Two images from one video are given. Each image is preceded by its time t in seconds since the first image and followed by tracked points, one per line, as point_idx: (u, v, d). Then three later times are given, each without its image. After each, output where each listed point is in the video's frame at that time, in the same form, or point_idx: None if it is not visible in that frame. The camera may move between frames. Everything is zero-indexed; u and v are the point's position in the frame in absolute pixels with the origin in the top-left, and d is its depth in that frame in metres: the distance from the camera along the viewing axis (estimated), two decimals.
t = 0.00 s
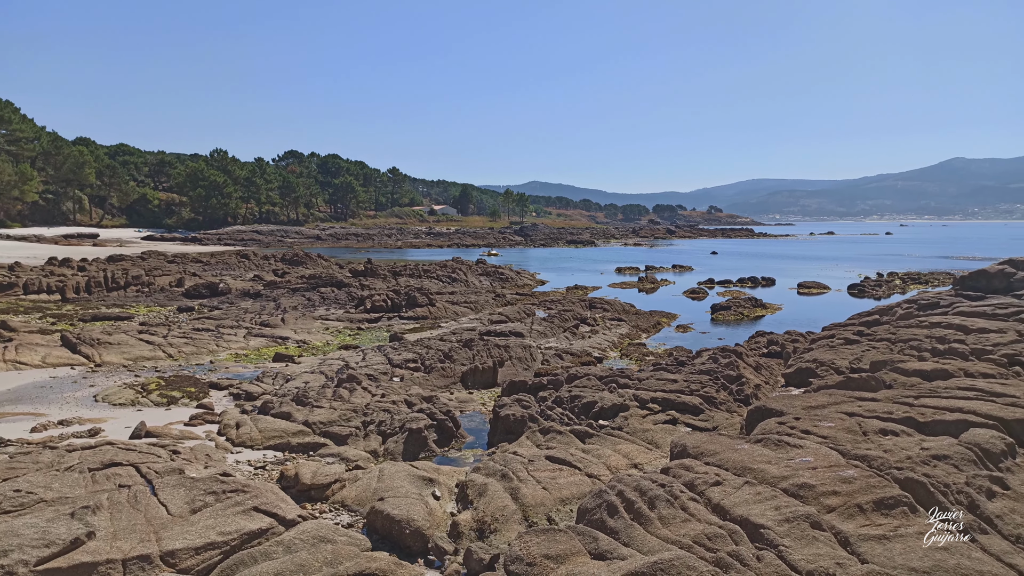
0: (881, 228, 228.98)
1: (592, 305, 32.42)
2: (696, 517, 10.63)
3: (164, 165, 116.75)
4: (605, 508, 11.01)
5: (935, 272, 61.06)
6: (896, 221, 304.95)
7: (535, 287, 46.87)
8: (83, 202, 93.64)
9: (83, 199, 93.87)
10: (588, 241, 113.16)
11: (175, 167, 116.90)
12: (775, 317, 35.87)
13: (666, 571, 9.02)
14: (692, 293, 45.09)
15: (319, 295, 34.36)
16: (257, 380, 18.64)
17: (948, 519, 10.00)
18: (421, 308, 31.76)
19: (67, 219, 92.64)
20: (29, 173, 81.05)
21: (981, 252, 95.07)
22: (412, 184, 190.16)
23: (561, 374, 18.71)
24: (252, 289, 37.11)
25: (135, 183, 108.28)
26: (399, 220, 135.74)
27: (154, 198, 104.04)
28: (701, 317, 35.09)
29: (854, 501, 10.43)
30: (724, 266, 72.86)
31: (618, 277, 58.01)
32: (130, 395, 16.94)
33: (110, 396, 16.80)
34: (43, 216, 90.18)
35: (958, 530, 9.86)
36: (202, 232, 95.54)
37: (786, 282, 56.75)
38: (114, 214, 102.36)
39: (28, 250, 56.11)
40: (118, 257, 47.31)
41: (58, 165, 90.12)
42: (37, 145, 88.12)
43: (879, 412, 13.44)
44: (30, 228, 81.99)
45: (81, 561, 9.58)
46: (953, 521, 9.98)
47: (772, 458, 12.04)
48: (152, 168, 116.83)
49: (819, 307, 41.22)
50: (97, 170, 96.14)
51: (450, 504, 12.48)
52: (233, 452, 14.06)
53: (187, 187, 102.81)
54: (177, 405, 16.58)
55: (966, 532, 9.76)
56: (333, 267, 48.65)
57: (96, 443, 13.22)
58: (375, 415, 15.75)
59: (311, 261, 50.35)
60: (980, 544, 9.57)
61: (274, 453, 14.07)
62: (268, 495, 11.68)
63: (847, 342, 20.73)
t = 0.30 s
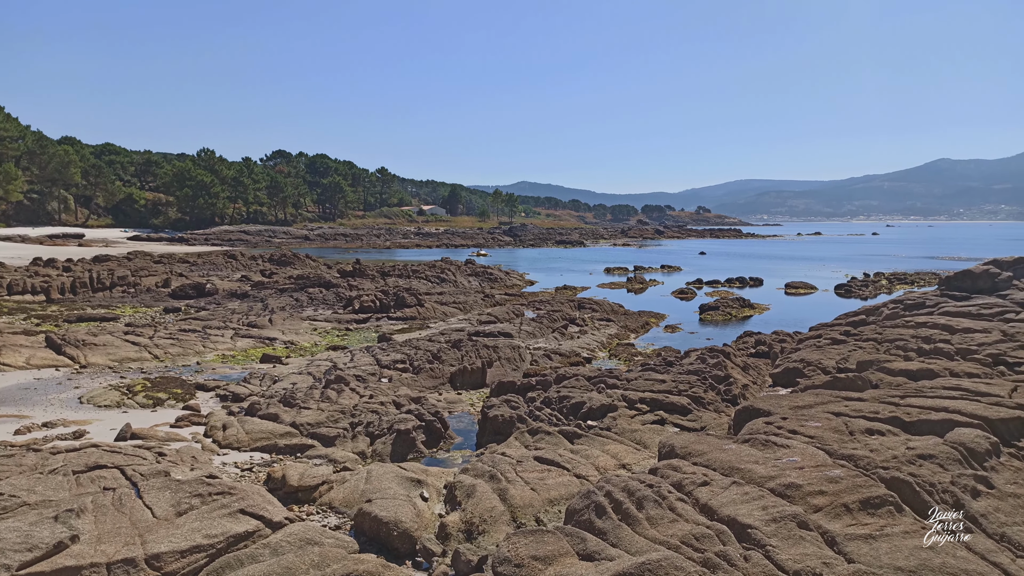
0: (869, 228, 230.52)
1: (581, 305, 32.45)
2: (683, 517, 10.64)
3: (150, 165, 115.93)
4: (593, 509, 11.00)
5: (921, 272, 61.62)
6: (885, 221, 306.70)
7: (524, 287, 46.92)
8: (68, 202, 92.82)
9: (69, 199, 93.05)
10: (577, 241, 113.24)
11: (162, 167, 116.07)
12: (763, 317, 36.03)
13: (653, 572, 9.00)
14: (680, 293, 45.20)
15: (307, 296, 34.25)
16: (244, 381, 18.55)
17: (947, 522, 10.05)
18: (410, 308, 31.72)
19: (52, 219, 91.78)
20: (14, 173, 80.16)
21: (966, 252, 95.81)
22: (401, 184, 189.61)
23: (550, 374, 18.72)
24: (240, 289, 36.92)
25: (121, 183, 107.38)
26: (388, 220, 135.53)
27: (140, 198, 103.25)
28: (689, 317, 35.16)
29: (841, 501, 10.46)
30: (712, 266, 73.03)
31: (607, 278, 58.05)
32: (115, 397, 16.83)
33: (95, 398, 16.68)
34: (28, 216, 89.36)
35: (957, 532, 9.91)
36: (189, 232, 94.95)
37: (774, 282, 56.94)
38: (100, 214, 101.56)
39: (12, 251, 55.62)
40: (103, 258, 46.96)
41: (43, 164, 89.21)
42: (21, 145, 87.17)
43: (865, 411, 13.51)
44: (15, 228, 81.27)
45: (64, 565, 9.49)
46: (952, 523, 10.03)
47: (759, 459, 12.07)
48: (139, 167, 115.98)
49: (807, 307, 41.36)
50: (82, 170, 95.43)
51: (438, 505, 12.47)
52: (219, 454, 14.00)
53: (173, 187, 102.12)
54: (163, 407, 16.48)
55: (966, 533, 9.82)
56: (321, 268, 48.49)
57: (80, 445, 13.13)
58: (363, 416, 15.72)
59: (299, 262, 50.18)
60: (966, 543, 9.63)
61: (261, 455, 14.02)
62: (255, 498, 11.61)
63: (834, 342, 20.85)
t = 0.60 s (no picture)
0: (861, 228, 231.41)
1: (574, 305, 32.44)
2: (676, 518, 10.64)
3: (141, 164, 115.45)
4: (586, 510, 10.99)
5: (912, 272, 61.95)
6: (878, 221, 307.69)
7: (517, 287, 46.96)
8: (59, 202, 92.36)
9: (60, 198, 92.61)
10: (570, 241, 113.28)
11: (153, 167, 115.59)
12: (755, 317, 36.15)
13: (645, 572, 8.99)
14: (673, 293, 45.26)
15: (300, 296, 34.17)
16: (236, 382, 18.50)
17: (947, 521, 10.09)
18: (403, 309, 31.68)
19: (43, 219, 91.30)
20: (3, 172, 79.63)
21: (957, 252, 96.22)
22: (394, 183, 189.25)
23: (543, 374, 18.73)
24: (231, 289, 36.80)
25: (112, 182, 106.87)
26: (381, 220, 135.35)
27: (132, 198, 102.76)
28: (682, 317, 35.21)
29: (833, 501, 10.48)
30: (705, 266, 73.16)
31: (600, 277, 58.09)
32: (106, 398, 16.76)
33: (85, 399, 16.61)
34: (17, 216, 88.87)
35: (957, 532, 9.94)
36: (180, 232, 94.56)
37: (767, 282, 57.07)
38: (91, 214, 101.12)
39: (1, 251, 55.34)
40: (94, 258, 46.76)
41: (34, 164, 88.66)
42: (11, 144, 86.59)
43: (857, 411, 13.54)
44: (5, 228, 80.81)
45: (53, 567, 9.42)
46: (952, 523, 10.06)
47: (752, 459, 12.08)
48: (130, 167, 115.48)
49: (799, 307, 41.46)
50: (73, 170, 94.97)
51: (431, 506, 12.46)
52: (211, 455, 13.96)
53: (165, 186, 101.69)
54: (154, 408, 16.42)
55: (966, 532, 9.85)
56: (313, 268, 48.37)
57: (71, 447, 13.07)
58: (355, 417, 15.69)
59: (291, 262, 50.07)
60: (958, 542, 9.66)
61: (252, 456, 13.99)
62: (247, 499, 11.57)
63: (826, 342, 20.90)
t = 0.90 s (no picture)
0: (856, 230, 231.87)
1: (570, 306, 32.47)
2: (672, 519, 10.63)
3: (137, 165, 115.35)
4: (582, 511, 10.99)
5: (908, 274, 62.12)
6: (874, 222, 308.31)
7: (514, 288, 47.01)
8: (54, 202, 92.21)
9: (55, 199, 92.50)
10: (566, 243, 113.31)
11: (149, 167, 115.47)
12: (751, 319, 36.27)
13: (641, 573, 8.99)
14: (669, 295, 45.33)
15: (296, 297, 34.16)
16: (232, 383, 18.48)
17: (948, 521, 10.14)
18: (399, 309, 31.70)
19: (38, 220, 91.16)
20: None
21: (954, 254, 96.62)
22: (390, 184, 189.23)
23: (539, 375, 18.74)
24: (227, 290, 36.77)
25: (108, 183, 106.75)
26: (377, 221, 135.32)
27: (127, 198, 102.66)
28: (678, 319, 35.28)
29: (829, 502, 10.48)
30: (702, 268, 73.25)
31: (596, 279, 58.14)
32: (101, 399, 16.74)
33: (80, 400, 16.60)
34: (12, 217, 88.78)
35: (957, 531, 10.00)
36: (176, 233, 94.47)
37: (763, 283, 57.13)
38: (86, 215, 101.07)
39: None
40: (89, 258, 46.79)
41: (29, 164, 88.52)
42: (6, 145, 86.38)
43: (852, 413, 13.55)
44: None
45: (48, 570, 9.38)
46: (952, 523, 10.11)
47: (748, 460, 12.09)
48: (125, 168, 115.35)
49: (795, 308, 41.53)
50: (68, 170, 94.85)
51: (427, 507, 12.46)
52: (206, 456, 13.96)
53: (160, 187, 101.63)
54: (150, 408, 16.40)
55: (966, 532, 9.90)
56: (309, 269, 48.33)
57: (66, 448, 13.07)
58: (352, 418, 15.69)
59: (288, 263, 50.05)
60: (950, 542, 9.70)
61: (248, 457, 13.99)
62: (242, 501, 11.55)
63: (822, 343, 20.92)
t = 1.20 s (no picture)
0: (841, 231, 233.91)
1: (556, 307, 32.47)
2: (657, 520, 10.64)
3: (119, 165, 114.31)
4: (568, 512, 10.97)
5: (890, 274, 62.81)
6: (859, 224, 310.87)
7: (500, 289, 47.03)
8: (34, 203, 91.20)
9: (36, 199, 91.52)
10: (552, 244, 113.37)
11: (132, 167, 114.39)
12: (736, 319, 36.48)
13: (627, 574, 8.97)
14: (655, 295, 45.49)
15: (281, 298, 33.97)
16: (216, 385, 18.33)
17: (948, 521, 10.19)
18: (385, 310, 31.61)
19: (17, 221, 90.07)
20: None
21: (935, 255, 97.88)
22: (376, 185, 188.60)
23: (525, 376, 18.73)
24: (211, 291, 36.50)
25: (89, 183, 105.62)
26: (363, 221, 134.83)
27: (109, 199, 101.71)
28: (664, 319, 35.42)
29: (812, 502, 10.53)
30: (688, 268, 73.65)
31: (583, 279, 58.25)
32: (82, 402, 16.56)
33: (61, 402, 16.41)
34: None
35: (958, 531, 10.05)
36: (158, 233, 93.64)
37: (748, 284, 57.47)
38: (68, 215, 100.00)
39: None
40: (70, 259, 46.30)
41: (9, 164, 87.41)
42: None
43: (836, 413, 13.64)
44: None
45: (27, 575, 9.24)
46: (952, 523, 10.16)
47: (733, 460, 12.13)
48: (108, 168, 114.28)
49: (779, 309, 41.83)
50: (50, 170, 93.81)
51: (413, 510, 12.41)
52: (190, 459, 13.84)
53: (143, 187, 100.78)
54: (132, 411, 16.23)
55: (966, 532, 9.96)
56: (294, 270, 48.09)
57: (46, 452, 12.90)
58: (337, 420, 15.61)
59: (273, 264, 49.80)
60: (931, 542, 9.77)
61: (232, 461, 13.88)
62: (226, 504, 11.44)
63: (806, 343, 21.06)
